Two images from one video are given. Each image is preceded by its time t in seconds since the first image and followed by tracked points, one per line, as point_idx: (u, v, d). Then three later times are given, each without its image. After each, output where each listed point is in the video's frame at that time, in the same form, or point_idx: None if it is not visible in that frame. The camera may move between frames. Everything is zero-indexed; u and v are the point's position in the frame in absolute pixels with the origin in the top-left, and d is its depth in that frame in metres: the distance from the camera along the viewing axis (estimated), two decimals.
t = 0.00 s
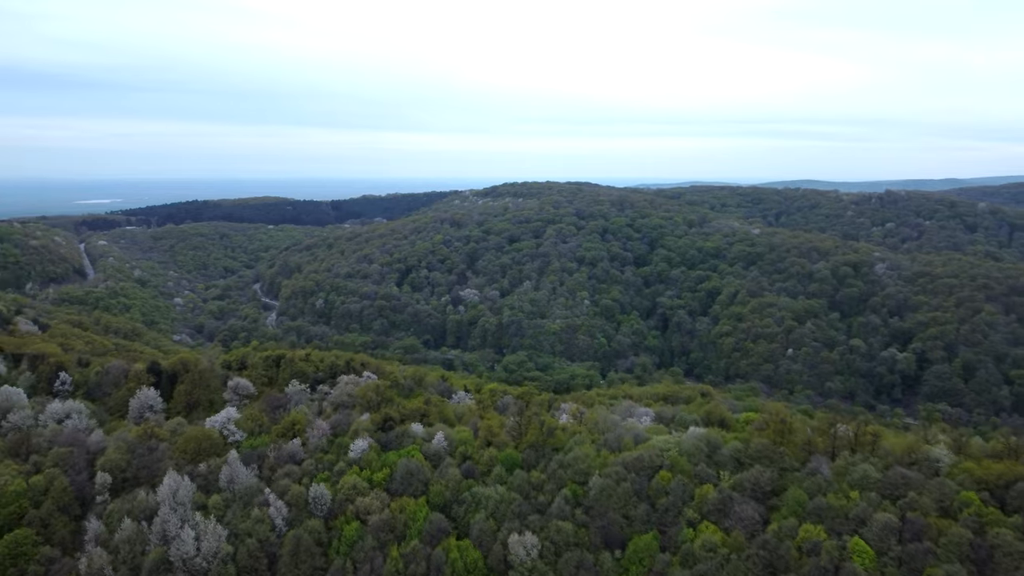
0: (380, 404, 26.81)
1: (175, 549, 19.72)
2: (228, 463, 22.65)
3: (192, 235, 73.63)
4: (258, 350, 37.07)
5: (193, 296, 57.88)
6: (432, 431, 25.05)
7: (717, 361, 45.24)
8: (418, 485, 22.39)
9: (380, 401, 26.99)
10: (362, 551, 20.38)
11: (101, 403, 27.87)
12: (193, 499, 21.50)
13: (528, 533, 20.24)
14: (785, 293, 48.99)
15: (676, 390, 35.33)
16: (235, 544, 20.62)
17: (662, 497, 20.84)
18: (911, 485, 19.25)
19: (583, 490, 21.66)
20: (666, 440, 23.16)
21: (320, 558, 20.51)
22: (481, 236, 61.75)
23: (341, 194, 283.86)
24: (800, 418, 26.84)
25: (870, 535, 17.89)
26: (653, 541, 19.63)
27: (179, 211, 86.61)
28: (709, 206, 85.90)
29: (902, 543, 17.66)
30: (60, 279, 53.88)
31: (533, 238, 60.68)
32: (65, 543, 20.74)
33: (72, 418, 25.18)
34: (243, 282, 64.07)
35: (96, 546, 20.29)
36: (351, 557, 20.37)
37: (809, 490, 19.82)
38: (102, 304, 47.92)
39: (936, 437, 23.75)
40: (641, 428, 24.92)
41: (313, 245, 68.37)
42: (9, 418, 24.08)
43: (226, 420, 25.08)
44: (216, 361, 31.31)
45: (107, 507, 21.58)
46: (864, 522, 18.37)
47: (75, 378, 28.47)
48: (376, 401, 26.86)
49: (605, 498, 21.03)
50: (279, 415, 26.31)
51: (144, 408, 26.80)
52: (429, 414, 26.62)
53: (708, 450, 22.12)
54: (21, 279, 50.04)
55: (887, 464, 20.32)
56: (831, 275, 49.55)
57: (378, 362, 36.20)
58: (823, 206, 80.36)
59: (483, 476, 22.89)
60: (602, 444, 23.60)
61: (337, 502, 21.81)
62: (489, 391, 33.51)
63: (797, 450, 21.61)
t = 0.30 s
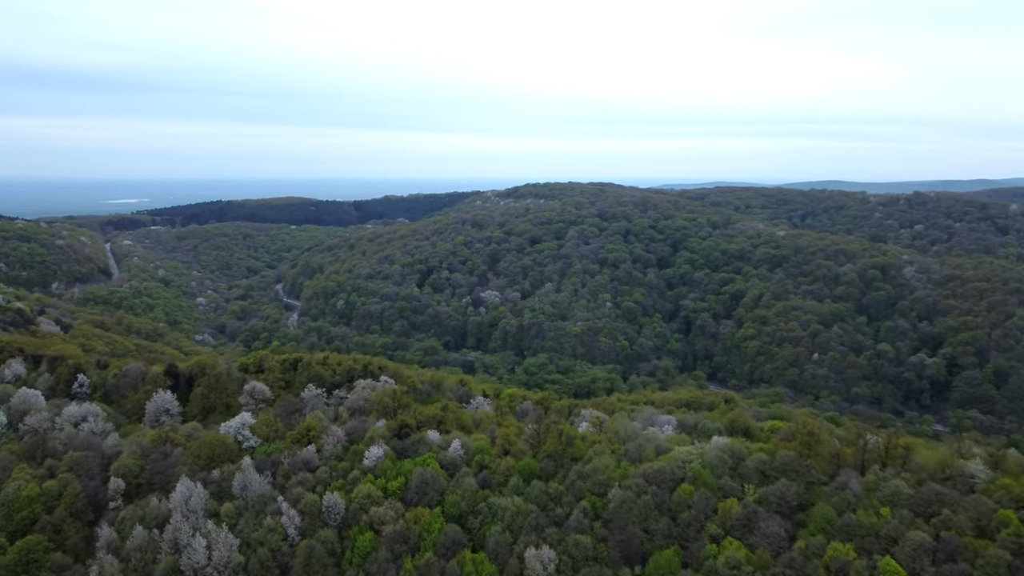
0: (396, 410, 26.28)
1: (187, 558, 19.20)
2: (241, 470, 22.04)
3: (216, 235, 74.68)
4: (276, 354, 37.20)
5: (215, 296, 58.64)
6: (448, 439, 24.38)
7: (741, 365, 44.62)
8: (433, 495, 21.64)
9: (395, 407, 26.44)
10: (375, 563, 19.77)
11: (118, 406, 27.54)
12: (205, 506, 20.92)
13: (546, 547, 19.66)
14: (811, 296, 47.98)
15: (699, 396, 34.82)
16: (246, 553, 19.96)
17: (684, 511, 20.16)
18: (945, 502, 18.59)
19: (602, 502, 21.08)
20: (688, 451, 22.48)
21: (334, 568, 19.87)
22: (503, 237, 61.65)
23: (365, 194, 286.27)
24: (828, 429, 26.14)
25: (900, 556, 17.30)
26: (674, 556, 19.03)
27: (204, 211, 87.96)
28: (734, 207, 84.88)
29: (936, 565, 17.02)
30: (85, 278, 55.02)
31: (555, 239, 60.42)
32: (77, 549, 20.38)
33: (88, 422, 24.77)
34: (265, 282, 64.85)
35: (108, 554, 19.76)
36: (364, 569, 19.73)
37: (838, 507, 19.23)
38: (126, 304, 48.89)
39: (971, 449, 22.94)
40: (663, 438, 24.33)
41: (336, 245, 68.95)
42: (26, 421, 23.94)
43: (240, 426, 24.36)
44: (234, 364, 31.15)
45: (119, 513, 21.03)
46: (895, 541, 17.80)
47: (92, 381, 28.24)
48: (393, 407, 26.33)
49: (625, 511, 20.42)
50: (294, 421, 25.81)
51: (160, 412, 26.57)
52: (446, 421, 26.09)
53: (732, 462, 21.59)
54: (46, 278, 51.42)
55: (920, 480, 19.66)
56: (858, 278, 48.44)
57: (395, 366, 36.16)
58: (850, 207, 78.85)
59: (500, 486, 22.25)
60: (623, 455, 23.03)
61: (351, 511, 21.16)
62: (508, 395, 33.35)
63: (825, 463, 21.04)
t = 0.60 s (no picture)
0: (414, 417, 26.22)
1: (199, 568, 18.88)
2: (257, 477, 21.78)
3: (241, 235, 75.69)
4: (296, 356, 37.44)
5: (240, 296, 59.40)
6: (467, 447, 24.16)
7: (767, 370, 43.86)
8: (450, 505, 21.34)
9: (414, 414, 26.42)
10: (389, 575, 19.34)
11: (137, 408, 27.79)
12: (219, 515, 20.62)
13: (565, 561, 18.98)
14: (840, 299, 46.91)
15: (725, 403, 34.22)
16: (258, 563, 19.61)
17: (709, 526, 19.55)
18: (984, 521, 17.84)
19: (624, 515, 20.54)
20: (713, 463, 22.08)
21: None
22: (527, 239, 61.48)
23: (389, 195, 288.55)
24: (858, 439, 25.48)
25: None
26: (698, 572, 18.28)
27: (230, 211, 89.26)
28: (761, 209, 83.59)
29: None
30: (112, 278, 56.09)
31: (578, 241, 60.06)
32: (91, 556, 19.99)
33: (106, 425, 24.78)
34: (290, 282, 65.59)
35: (121, 561, 19.51)
36: None
37: (870, 524, 18.56)
38: (151, 304, 49.73)
39: (1008, 463, 22.13)
40: (687, 449, 23.86)
41: (360, 246, 69.39)
42: (45, 423, 24.07)
43: (257, 431, 24.29)
44: (252, 368, 31.36)
45: (134, 520, 20.85)
46: (931, 560, 17.08)
47: (112, 383, 28.58)
48: (410, 413, 26.31)
49: (647, 526, 19.82)
50: (311, 426, 25.79)
51: (178, 415, 26.50)
52: (465, 429, 25.88)
53: (758, 475, 21.03)
54: (74, 278, 52.57)
55: (956, 498, 18.96)
56: (888, 281, 47.22)
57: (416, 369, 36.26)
58: (880, 209, 77.16)
59: (519, 498, 21.78)
60: (645, 466, 22.63)
61: (366, 521, 20.84)
62: (528, 399, 33.13)
63: (855, 477, 20.45)
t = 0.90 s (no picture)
0: (431, 423, 26.18)
1: None
2: (272, 484, 21.82)
3: (266, 235, 76.65)
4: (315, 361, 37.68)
5: (265, 296, 60.14)
6: (485, 456, 23.99)
7: (794, 374, 43.02)
8: (467, 516, 21.21)
9: (431, 420, 26.42)
10: None
11: (155, 410, 28.05)
12: (233, 522, 20.68)
13: None
14: (869, 302, 45.81)
15: (751, 410, 33.60)
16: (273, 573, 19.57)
17: (734, 543, 19.10)
18: None
19: (646, 530, 20.20)
20: (739, 476, 21.49)
21: None
22: (550, 240, 61.21)
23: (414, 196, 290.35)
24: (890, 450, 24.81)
25: None
26: None
27: (256, 211, 90.45)
28: (788, 210, 82.17)
29: None
30: (139, 277, 57.17)
31: (602, 242, 59.64)
32: (104, 562, 20.05)
33: (124, 428, 25.14)
34: (314, 282, 66.26)
35: (134, 569, 19.48)
36: None
37: (903, 543, 17.99)
38: (176, 304, 50.55)
39: None
40: (711, 460, 23.40)
41: (383, 246, 69.83)
42: (64, 426, 24.44)
43: (272, 437, 24.48)
44: (271, 371, 31.56)
45: (147, 526, 20.91)
46: None
47: (132, 385, 28.86)
48: (429, 420, 26.37)
49: (670, 541, 19.42)
50: (329, 431, 25.81)
51: (196, 418, 26.76)
52: (483, 436, 25.71)
53: (787, 490, 20.51)
54: (100, 277, 53.67)
55: (994, 517, 18.30)
56: (919, 284, 45.94)
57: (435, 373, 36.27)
58: (911, 211, 75.30)
59: (538, 509, 21.55)
60: (668, 478, 22.25)
61: (381, 532, 20.70)
62: (549, 404, 32.90)
63: (888, 492, 19.88)
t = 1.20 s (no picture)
0: (448, 430, 26.07)
1: None
2: (284, 493, 21.82)
3: (287, 235, 77.45)
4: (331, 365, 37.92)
5: (285, 296, 60.80)
6: (501, 465, 23.84)
7: (819, 379, 42.22)
8: (482, 528, 20.97)
9: (448, 426, 26.29)
10: None
11: (171, 414, 28.26)
12: (244, 531, 20.68)
13: None
14: (897, 306, 44.77)
15: (775, 417, 33.06)
16: None
17: (758, 560, 18.61)
18: None
19: (666, 545, 19.84)
20: (763, 490, 20.97)
21: None
22: (571, 241, 60.92)
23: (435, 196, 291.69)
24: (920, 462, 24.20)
25: None
26: None
27: (278, 211, 91.47)
28: (813, 212, 80.83)
29: None
30: (162, 277, 58.15)
31: (624, 243, 59.21)
32: (116, 569, 20.25)
33: (138, 432, 25.37)
34: (334, 282, 66.84)
35: None
36: None
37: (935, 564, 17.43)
38: (198, 304, 51.26)
39: None
40: (734, 473, 22.94)
41: (404, 246, 70.15)
42: (78, 429, 24.87)
43: (286, 443, 24.46)
44: (287, 375, 31.74)
45: (158, 533, 21.06)
46: None
47: (148, 388, 29.22)
48: (445, 426, 26.24)
49: (691, 557, 19.01)
50: (344, 438, 25.81)
51: (211, 422, 26.96)
52: (500, 444, 25.50)
53: (813, 505, 20.00)
54: (123, 277, 54.65)
55: None
56: (948, 288, 44.80)
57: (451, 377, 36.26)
58: (939, 212, 73.51)
59: (554, 522, 21.31)
60: (690, 491, 21.85)
61: (394, 543, 20.48)
62: (567, 410, 32.69)
63: (919, 509, 19.33)
